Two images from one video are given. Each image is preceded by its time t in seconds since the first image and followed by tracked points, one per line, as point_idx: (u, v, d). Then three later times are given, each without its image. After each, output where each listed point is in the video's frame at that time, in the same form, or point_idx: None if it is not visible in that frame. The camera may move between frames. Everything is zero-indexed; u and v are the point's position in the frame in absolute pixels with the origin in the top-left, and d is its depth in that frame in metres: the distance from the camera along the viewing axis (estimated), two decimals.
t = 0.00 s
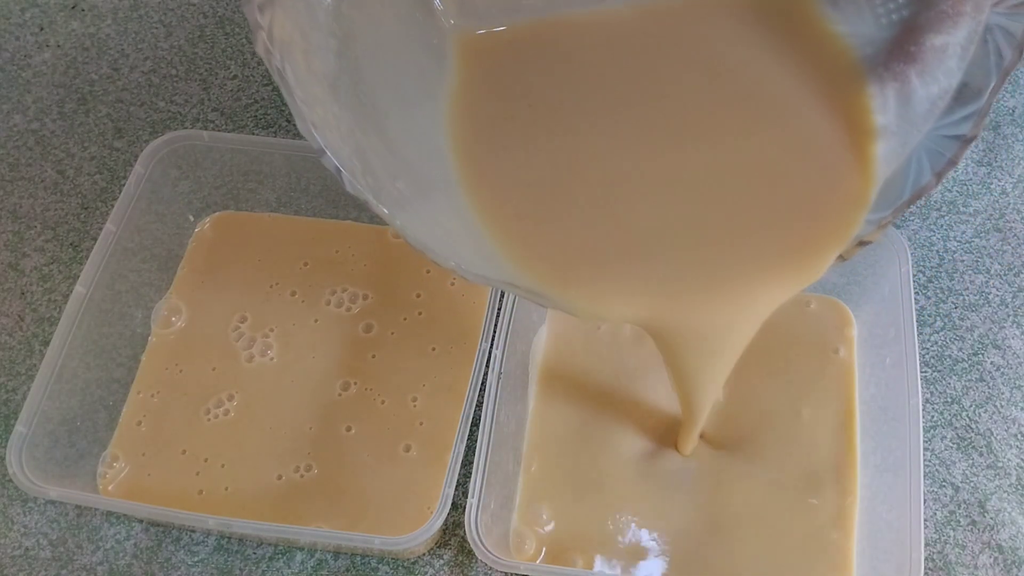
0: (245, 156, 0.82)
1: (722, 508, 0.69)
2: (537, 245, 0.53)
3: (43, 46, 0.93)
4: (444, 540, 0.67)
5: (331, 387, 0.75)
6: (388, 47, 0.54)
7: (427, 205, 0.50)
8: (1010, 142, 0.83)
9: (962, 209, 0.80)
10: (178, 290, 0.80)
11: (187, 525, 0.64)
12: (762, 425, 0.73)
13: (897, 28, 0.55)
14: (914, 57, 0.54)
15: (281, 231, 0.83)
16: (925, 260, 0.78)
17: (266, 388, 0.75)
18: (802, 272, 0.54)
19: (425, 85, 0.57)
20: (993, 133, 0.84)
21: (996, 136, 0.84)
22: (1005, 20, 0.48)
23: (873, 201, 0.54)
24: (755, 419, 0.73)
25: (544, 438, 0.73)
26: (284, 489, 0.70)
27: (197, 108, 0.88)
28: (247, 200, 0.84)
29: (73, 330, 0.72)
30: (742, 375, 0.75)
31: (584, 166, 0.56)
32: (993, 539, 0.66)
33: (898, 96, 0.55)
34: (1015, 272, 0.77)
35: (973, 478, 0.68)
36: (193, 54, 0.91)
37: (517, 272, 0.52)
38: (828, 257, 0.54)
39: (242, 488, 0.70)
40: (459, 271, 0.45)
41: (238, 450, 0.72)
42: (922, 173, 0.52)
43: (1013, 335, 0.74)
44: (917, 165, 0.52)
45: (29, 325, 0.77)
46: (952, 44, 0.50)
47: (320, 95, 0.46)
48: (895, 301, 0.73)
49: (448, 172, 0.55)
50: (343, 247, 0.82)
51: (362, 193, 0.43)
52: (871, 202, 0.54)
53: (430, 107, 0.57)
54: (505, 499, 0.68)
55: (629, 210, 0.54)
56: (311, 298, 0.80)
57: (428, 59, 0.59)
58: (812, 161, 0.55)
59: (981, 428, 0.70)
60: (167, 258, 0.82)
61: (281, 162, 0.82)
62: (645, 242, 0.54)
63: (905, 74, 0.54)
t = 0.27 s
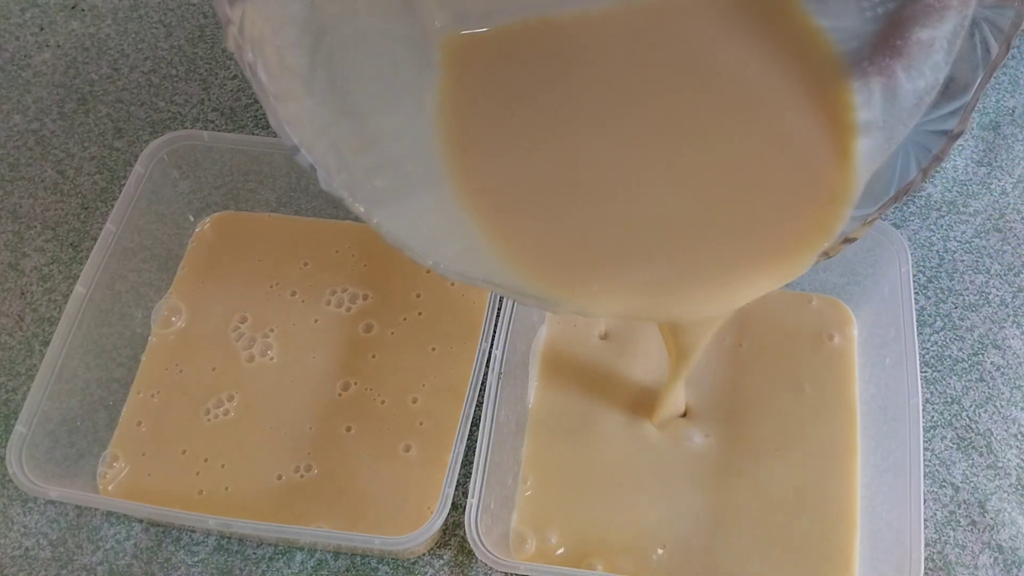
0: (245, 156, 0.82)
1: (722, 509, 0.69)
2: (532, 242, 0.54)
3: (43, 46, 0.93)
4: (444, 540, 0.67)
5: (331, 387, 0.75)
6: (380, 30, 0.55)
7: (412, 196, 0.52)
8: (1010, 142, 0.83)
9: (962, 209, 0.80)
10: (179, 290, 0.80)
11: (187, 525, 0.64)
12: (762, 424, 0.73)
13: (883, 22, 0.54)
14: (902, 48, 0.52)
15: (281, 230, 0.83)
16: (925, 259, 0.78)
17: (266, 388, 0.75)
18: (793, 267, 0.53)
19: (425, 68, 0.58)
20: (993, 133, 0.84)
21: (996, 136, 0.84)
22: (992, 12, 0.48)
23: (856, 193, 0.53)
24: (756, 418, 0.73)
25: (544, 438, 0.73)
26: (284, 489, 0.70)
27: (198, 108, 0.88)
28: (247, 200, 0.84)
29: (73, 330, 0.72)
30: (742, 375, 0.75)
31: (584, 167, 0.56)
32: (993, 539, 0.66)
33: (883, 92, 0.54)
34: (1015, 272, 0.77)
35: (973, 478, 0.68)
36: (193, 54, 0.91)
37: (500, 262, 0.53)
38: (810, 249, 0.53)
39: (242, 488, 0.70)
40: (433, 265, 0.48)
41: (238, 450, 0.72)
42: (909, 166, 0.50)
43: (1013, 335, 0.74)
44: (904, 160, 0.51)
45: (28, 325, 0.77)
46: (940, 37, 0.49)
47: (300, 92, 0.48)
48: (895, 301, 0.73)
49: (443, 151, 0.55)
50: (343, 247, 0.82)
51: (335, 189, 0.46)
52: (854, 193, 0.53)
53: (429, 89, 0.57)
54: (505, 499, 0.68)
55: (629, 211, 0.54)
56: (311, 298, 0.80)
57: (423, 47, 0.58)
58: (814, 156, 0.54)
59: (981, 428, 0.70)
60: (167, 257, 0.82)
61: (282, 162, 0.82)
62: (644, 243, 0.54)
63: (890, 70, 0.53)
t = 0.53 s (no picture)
0: (246, 156, 0.82)
1: (722, 509, 0.69)
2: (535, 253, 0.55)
3: (42, 46, 0.93)
4: (444, 540, 0.67)
5: (331, 387, 0.75)
6: (372, 62, 0.55)
7: (409, 220, 0.52)
8: (1010, 142, 0.83)
9: (962, 209, 0.80)
10: (179, 290, 0.81)
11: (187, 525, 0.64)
12: (762, 424, 0.73)
13: (877, 30, 0.54)
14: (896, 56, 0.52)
15: (280, 231, 0.83)
16: (925, 259, 0.78)
17: (266, 389, 0.75)
18: (783, 286, 0.55)
19: (417, 100, 0.58)
20: (993, 134, 0.84)
21: (996, 136, 0.84)
22: (989, 22, 0.48)
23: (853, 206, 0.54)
24: (756, 419, 0.73)
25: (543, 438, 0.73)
26: (284, 489, 0.70)
27: (198, 108, 0.88)
28: (247, 200, 0.84)
29: (73, 330, 0.72)
30: (742, 375, 0.75)
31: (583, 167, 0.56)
32: (993, 539, 0.66)
33: (878, 100, 0.54)
34: (1015, 272, 0.77)
35: (973, 478, 0.68)
36: (193, 54, 0.91)
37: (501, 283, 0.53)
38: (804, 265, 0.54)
39: (241, 488, 0.70)
40: (436, 287, 0.47)
41: (238, 451, 0.72)
42: (907, 177, 0.51)
43: (1012, 335, 0.74)
44: (902, 169, 0.51)
45: (29, 325, 0.77)
46: (936, 46, 0.50)
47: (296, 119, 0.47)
48: (896, 299, 0.73)
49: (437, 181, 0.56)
50: (343, 247, 0.82)
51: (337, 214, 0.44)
52: (850, 205, 0.54)
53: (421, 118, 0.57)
54: (505, 500, 0.68)
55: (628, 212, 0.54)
56: (311, 298, 0.80)
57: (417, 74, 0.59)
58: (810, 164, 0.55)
59: (981, 428, 0.70)
60: (167, 257, 0.82)
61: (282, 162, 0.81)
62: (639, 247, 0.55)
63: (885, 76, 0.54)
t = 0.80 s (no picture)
0: (246, 156, 0.82)
1: (722, 510, 0.69)
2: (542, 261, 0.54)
3: (42, 46, 0.93)
4: (444, 540, 0.67)
5: (331, 387, 0.75)
6: (379, 87, 0.54)
7: (420, 243, 0.50)
8: (1010, 142, 0.83)
9: (962, 209, 0.80)
10: (178, 290, 0.81)
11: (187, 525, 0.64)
12: (763, 424, 0.73)
13: (883, 39, 0.54)
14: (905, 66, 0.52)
15: (281, 231, 0.83)
16: (925, 259, 0.78)
17: (266, 389, 0.75)
18: (800, 300, 0.53)
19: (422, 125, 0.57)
20: (993, 133, 0.84)
21: (996, 136, 0.84)
22: (998, 34, 0.47)
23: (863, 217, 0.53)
24: (757, 419, 0.73)
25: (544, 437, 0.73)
26: (284, 489, 0.70)
27: (198, 108, 0.88)
28: (247, 200, 0.84)
29: (73, 330, 0.72)
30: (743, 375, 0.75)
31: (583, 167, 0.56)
32: (993, 539, 0.66)
33: (884, 109, 0.54)
34: (1015, 272, 0.77)
35: (973, 478, 0.68)
36: (193, 54, 0.91)
37: (515, 306, 0.52)
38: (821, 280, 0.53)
39: (241, 488, 0.70)
40: (452, 311, 0.46)
41: (238, 451, 0.72)
42: (918, 188, 0.50)
43: (1012, 335, 0.74)
44: (912, 179, 0.50)
45: (29, 325, 0.77)
46: (943, 58, 0.50)
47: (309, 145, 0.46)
48: (895, 299, 0.73)
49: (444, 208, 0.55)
50: (343, 247, 0.82)
51: (353, 240, 0.43)
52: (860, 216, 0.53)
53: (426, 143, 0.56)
54: (505, 500, 0.68)
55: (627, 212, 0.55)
56: (311, 298, 0.80)
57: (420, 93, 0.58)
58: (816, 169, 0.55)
59: (981, 427, 0.70)
60: (167, 257, 0.82)
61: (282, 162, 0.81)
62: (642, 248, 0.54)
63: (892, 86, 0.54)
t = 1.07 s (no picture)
0: (246, 156, 0.82)
1: (722, 510, 0.69)
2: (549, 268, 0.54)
3: (42, 46, 0.93)
4: (444, 540, 0.67)
5: (331, 387, 0.75)
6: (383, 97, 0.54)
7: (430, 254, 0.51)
8: (1010, 142, 0.83)
9: (962, 209, 0.80)
10: (178, 290, 0.81)
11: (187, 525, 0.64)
12: (763, 423, 0.73)
13: (889, 44, 0.54)
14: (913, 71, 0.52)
15: (281, 231, 0.83)
16: (925, 259, 0.78)
17: (266, 389, 0.75)
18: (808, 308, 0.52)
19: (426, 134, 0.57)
20: (993, 133, 0.84)
21: (996, 136, 0.84)
22: (1006, 39, 0.47)
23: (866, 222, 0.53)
24: (757, 419, 0.73)
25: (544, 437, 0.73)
26: (284, 489, 0.70)
27: (198, 108, 0.88)
28: (247, 200, 0.84)
29: (73, 330, 0.72)
30: (743, 375, 0.75)
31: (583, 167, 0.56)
32: (993, 539, 0.66)
33: (891, 114, 0.54)
34: (1015, 272, 0.77)
35: (973, 478, 0.68)
36: (193, 54, 0.91)
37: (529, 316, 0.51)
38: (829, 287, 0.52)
39: (241, 488, 0.70)
40: (463, 324, 0.47)
41: (238, 451, 0.72)
42: (925, 195, 0.49)
43: (1012, 335, 0.74)
44: (919, 184, 0.50)
45: (29, 325, 0.77)
46: (949, 62, 0.50)
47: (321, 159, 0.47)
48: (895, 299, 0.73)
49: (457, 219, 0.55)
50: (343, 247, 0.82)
51: (363, 256, 0.44)
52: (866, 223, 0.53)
53: (438, 153, 0.57)
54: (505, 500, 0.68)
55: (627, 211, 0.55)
56: (311, 298, 0.80)
57: (430, 101, 0.58)
58: (818, 177, 0.55)
59: (981, 427, 0.70)
60: (167, 257, 0.82)
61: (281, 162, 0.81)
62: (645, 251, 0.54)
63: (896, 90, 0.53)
